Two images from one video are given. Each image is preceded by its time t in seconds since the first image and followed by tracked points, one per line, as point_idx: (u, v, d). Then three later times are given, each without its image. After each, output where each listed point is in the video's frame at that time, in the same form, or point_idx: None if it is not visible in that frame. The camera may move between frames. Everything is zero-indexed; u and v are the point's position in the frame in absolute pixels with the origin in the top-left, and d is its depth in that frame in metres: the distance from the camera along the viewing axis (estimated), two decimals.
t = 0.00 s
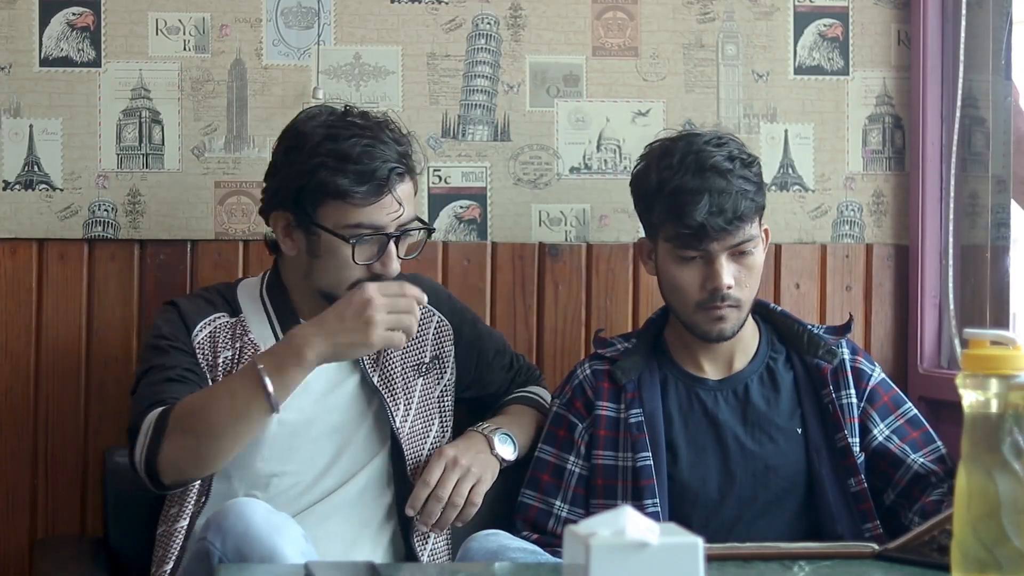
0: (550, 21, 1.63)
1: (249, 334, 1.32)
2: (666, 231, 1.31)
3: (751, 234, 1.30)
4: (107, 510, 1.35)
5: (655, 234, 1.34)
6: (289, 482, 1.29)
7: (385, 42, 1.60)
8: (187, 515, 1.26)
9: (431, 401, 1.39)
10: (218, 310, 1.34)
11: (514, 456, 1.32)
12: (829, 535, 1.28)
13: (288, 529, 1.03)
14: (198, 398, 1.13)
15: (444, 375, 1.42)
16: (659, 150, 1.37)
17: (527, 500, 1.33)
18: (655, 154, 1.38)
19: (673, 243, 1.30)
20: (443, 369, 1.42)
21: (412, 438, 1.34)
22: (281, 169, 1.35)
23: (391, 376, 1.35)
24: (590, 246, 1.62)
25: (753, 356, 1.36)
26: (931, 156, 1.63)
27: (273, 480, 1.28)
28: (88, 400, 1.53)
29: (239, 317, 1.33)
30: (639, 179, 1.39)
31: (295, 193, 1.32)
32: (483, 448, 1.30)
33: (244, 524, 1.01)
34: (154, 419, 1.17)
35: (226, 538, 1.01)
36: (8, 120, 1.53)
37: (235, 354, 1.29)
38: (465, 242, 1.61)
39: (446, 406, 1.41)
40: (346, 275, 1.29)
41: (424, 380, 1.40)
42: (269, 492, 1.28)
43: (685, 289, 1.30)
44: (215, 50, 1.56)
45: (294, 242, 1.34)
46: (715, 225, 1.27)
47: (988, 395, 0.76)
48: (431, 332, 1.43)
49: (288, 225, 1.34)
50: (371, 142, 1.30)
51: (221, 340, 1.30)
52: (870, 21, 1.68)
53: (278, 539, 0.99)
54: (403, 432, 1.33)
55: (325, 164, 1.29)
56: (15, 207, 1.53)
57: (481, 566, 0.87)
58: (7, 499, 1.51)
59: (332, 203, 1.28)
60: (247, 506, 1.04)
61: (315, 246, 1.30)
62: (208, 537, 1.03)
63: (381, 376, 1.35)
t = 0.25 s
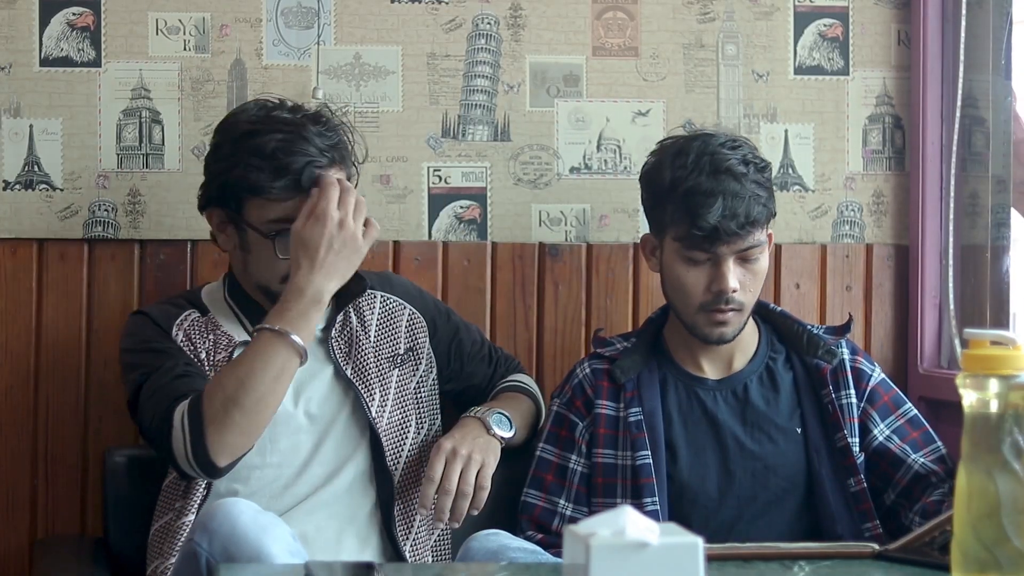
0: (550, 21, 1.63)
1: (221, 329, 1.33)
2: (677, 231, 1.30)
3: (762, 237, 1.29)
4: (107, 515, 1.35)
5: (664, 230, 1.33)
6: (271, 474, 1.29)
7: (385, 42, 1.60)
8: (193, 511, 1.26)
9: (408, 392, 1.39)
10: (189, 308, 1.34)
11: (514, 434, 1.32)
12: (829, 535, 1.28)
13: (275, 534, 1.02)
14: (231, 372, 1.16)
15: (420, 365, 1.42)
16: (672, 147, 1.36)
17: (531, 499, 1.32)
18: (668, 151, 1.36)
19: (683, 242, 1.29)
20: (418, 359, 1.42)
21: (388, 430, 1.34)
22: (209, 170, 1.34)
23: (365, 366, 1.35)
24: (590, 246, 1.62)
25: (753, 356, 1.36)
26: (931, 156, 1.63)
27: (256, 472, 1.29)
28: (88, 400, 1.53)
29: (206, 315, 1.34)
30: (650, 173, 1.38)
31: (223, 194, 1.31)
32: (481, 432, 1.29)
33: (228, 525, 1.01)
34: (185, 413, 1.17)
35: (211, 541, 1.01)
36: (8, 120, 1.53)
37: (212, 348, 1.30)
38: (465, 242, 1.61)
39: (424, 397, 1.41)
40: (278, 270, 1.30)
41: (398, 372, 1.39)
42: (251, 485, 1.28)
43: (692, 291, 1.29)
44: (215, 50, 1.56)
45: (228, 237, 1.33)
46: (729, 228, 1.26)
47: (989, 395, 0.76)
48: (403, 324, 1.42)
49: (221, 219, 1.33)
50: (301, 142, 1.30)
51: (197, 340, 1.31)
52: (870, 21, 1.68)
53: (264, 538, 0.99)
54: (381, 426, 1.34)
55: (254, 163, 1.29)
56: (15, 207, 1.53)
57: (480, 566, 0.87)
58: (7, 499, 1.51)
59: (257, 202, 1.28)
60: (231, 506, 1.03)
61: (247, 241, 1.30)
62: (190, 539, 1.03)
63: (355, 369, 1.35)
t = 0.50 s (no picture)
0: (550, 21, 1.63)
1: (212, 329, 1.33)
2: (685, 233, 1.29)
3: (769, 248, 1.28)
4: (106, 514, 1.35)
5: (672, 230, 1.32)
6: (262, 474, 1.29)
7: (385, 42, 1.60)
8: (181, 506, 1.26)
9: (402, 393, 1.39)
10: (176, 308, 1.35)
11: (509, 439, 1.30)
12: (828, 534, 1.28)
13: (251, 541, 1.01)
14: (203, 342, 1.19)
15: (414, 366, 1.42)
16: (688, 148, 1.35)
17: (532, 501, 1.32)
18: (683, 152, 1.35)
19: (691, 244, 1.28)
20: (412, 360, 1.42)
21: (380, 430, 1.34)
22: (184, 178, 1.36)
23: (357, 367, 1.36)
24: (590, 246, 1.62)
25: (753, 356, 1.36)
26: (931, 156, 1.63)
27: (247, 471, 1.28)
28: (88, 400, 1.53)
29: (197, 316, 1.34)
30: (664, 171, 1.37)
31: (198, 199, 1.33)
32: (481, 439, 1.28)
33: (209, 534, 1.01)
34: (169, 395, 1.18)
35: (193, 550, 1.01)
36: (8, 120, 1.53)
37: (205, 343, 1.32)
38: (465, 242, 1.61)
39: (418, 397, 1.41)
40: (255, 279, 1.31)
41: (392, 372, 1.39)
42: (242, 484, 1.28)
43: (694, 296, 1.29)
44: (215, 50, 1.56)
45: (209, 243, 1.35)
46: (738, 237, 1.26)
47: (989, 395, 0.76)
48: (397, 325, 1.42)
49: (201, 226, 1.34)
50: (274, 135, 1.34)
51: (186, 336, 1.32)
52: (870, 21, 1.68)
53: (246, 545, 0.99)
54: (372, 428, 1.34)
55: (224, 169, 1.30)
56: (16, 207, 1.53)
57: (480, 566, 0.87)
58: (8, 499, 1.51)
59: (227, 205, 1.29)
60: (210, 516, 1.03)
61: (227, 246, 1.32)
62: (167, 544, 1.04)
63: (347, 370, 1.35)
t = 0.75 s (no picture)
0: (550, 21, 1.63)
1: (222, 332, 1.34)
2: (689, 234, 1.29)
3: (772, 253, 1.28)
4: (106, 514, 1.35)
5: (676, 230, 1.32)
6: (266, 480, 1.29)
7: (385, 42, 1.60)
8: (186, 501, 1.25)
9: (410, 401, 1.39)
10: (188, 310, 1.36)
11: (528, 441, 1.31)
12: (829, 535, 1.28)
13: (242, 541, 1.01)
14: (207, 336, 1.19)
15: (422, 373, 1.42)
16: (702, 148, 1.34)
17: (531, 499, 1.32)
18: (697, 151, 1.34)
19: (695, 245, 1.28)
20: (420, 367, 1.41)
21: (389, 438, 1.34)
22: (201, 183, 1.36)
23: (363, 376, 1.35)
24: (590, 246, 1.62)
25: (753, 356, 1.36)
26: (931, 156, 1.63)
27: (251, 477, 1.29)
28: (88, 400, 1.53)
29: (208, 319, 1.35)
30: (676, 170, 1.36)
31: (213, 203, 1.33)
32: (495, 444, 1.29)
33: (200, 533, 1.01)
34: (178, 391, 1.18)
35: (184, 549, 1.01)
36: (8, 120, 1.53)
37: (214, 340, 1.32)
38: (465, 242, 1.61)
39: (428, 406, 1.41)
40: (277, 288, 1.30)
41: (397, 380, 1.39)
42: (247, 489, 1.29)
43: (693, 296, 1.29)
44: (215, 50, 1.56)
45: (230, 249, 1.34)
46: (740, 241, 1.25)
47: (989, 395, 0.76)
48: (405, 333, 1.42)
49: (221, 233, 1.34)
50: (270, 132, 1.33)
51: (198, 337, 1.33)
52: (870, 21, 1.68)
53: (237, 545, 0.99)
54: (380, 438, 1.33)
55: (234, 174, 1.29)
56: (16, 207, 1.53)
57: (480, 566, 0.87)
58: (8, 499, 1.51)
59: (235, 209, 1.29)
60: (201, 513, 1.03)
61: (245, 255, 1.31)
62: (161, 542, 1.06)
63: (355, 379, 1.35)
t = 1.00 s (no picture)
0: (550, 21, 1.63)
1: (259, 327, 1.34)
2: (695, 231, 1.29)
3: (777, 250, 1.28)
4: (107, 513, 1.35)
5: (681, 228, 1.32)
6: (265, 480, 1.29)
7: (385, 42, 1.60)
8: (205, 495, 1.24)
9: (441, 412, 1.40)
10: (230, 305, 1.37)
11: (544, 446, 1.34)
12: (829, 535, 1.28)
13: (255, 536, 1.01)
14: (234, 326, 1.19)
15: (453, 385, 1.42)
16: (707, 146, 1.34)
17: (533, 485, 1.31)
18: (703, 146, 1.34)
19: (699, 243, 1.28)
20: (451, 379, 1.42)
21: (421, 448, 1.35)
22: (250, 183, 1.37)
23: (398, 387, 1.36)
24: (590, 246, 1.62)
25: (754, 357, 1.36)
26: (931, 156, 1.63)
27: (276, 482, 1.28)
28: (88, 400, 1.53)
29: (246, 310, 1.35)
30: (679, 169, 1.36)
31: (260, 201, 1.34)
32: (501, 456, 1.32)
33: (213, 525, 1.01)
34: (203, 384, 1.18)
35: (197, 540, 1.01)
36: (9, 120, 1.53)
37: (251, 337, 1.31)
38: (465, 242, 1.61)
39: (458, 417, 1.41)
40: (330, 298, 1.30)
41: (432, 393, 1.40)
42: (262, 493, 1.28)
43: (697, 293, 1.29)
44: (215, 50, 1.56)
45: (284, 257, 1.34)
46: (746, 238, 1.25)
47: (989, 395, 0.76)
48: (437, 343, 1.42)
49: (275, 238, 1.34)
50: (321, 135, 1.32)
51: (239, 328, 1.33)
52: (870, 21, 1.68)
53: (249, 538, 1.00)
54: (410, 449, 1.33)
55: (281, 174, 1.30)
56: (15, 207, 1.53)
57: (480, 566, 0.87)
58: (8, 499, 1.51)
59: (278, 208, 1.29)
60: (216, 505, 1.04)
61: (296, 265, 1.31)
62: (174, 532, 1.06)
63: (388, 391, 1.35)
